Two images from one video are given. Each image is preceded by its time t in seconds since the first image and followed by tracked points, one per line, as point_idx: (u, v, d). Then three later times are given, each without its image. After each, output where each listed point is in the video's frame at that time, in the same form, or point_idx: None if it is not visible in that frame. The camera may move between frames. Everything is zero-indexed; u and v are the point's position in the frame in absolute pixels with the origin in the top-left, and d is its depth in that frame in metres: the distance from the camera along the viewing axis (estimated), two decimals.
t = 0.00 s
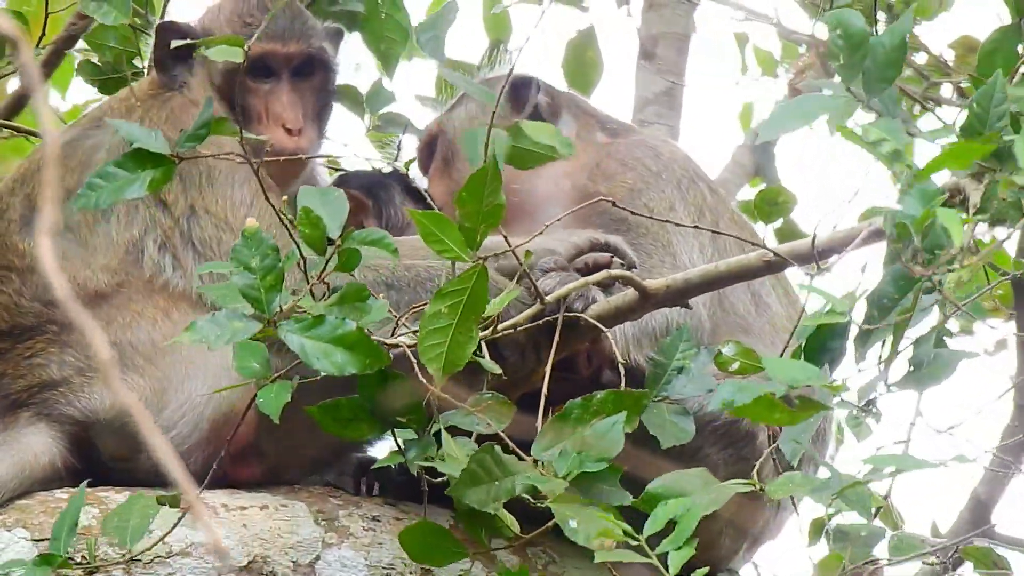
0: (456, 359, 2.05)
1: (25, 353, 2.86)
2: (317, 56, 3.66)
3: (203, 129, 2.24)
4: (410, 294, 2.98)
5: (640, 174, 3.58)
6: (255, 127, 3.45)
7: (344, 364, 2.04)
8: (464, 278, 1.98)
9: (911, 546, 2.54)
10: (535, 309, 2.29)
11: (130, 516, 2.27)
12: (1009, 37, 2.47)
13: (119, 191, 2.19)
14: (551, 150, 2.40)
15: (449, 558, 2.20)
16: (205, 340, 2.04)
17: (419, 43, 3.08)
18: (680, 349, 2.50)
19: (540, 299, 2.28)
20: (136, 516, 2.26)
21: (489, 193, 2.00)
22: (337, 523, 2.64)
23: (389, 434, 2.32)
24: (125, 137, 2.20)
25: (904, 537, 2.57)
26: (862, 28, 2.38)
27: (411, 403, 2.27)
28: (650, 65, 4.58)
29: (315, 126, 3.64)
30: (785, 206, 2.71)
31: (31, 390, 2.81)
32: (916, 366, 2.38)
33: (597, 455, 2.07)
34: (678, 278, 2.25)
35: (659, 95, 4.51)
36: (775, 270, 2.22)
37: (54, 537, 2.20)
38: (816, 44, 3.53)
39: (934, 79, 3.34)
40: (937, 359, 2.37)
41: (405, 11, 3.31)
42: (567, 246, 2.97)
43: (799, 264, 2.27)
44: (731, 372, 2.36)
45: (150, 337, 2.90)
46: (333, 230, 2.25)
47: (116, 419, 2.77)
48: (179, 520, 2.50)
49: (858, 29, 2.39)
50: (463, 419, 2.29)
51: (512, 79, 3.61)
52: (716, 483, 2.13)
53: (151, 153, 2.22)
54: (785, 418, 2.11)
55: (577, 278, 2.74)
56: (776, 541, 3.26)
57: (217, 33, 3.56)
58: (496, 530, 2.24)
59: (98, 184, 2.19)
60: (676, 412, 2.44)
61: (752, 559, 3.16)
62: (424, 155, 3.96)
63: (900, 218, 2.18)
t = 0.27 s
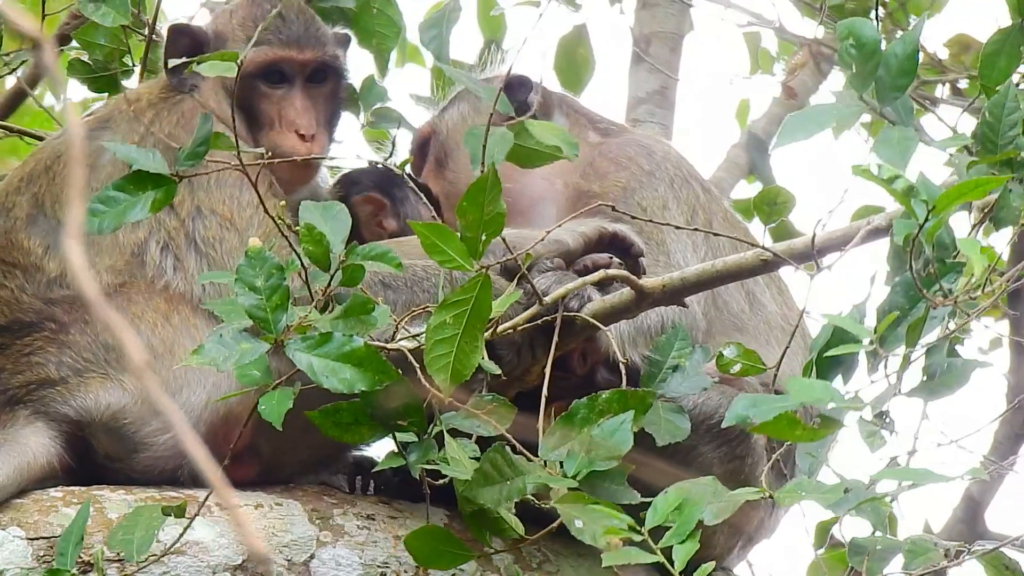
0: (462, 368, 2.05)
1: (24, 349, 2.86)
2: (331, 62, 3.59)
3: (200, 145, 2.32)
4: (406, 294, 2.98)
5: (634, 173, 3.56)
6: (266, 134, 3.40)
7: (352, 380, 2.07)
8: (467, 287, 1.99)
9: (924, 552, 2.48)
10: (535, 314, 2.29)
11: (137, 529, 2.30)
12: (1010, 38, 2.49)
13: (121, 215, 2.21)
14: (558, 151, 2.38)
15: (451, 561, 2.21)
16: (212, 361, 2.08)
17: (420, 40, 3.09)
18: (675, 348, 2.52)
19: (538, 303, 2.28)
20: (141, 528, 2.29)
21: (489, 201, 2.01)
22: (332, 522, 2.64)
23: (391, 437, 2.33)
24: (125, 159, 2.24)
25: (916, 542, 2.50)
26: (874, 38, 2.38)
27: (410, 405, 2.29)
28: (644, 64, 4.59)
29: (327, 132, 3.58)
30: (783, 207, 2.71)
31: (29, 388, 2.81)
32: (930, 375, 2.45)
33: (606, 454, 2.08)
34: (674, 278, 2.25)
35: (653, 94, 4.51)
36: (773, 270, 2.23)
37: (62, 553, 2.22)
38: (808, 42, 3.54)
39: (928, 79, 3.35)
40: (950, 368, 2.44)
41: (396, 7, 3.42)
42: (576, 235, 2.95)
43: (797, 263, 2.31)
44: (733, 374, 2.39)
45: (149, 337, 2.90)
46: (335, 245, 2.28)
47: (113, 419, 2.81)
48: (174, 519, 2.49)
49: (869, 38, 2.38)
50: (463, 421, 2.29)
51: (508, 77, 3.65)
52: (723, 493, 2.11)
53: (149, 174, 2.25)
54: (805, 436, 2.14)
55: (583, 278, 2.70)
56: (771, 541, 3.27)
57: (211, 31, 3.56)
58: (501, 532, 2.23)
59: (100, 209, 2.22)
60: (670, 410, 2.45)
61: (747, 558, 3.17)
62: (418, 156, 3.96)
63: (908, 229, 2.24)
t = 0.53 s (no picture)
0: (461, 365, 2.05)
1: (27, 348, 2.87)
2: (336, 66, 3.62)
3: (193, 148, 2.31)
4: (409, 294, 2.98)
5: (636, 172, 3.57)
6: (270, 135, 3.41)
7: (341, 383, 2.06)
8: (468, 284, 1.99)
9: (920, 552, 2.47)
10: (536, 314, 2.28)
11: (140, 532, 2.30)
12: (1011, 38, 2.47)
13: (114, 217, 2.21)
14: (572, 161, 2.40)
15: (453, 562, 2.21)
16: (202, 363, 2.11)
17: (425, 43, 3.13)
18: (678, 348, 2.52)
19: (541, 302, 2.28)
20: (144, 531, 2.29)
21: (492, 199, 2.01)
22: (335, 522, 2.64)
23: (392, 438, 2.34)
24: (117, 162, 2.24)
25: (912, 542, 2.50)
26: (857, 49, 2.39)
27: (411, 405, 2.29)
28: (645, 63, 4.58)
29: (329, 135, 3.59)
30: (785, 208, 2.71)
31: (31, 388, 2.81)
32: (926, 377, 2.43)
33: (603, 455, 2.08)
34: (677, 278, 2.26)
35: (655, 93, 4.51)
36: (775, 271, 2.23)
37: (65, 557, 2.22)
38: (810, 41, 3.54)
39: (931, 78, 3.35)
40: (946, 369, 2.41)
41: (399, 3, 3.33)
42: (579, 235, 2.97)
43: (798, 262, 2.30)
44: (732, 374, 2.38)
45: (153, 338, 2.90)
46: (327, 249, 2.27)
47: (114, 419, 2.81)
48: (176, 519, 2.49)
49: (854, 48, 2.40)
50: (464, 422, 2.30)
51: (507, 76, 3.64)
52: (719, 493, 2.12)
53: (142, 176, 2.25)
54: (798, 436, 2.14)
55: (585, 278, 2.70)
56: (774, 541, 3.27)
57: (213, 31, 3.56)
58: (501, 532, 2.23)
59: (92, 211, 2.21)
60: (673, 410, 2.45)
61: (750, 557, 3.18)
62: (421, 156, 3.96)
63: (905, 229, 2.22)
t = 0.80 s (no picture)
0: (456, 361, 2.04)
1: (29, 351, 2.87)
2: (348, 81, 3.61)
3: (193, 148, 2.28)
4: (413, 296, 2.98)
5: (639, 173, 3.57)
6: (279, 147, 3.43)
7: (335, 391, 2.06)
8: (463, 278, 1.98)
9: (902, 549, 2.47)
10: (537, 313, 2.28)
11: (140, 531, 2.30)
12: (1005, 39, 2.47)
13: (111, 214, 2.21)
14: (566, 160, 2.38)
15: (452, 563, 2.21)
16: (195, 371, 2.09)
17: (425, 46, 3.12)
18: (681, 350, 2.50)
19: (541, 301, 2.28)
20: (144, 529, 2.30)
21: (488, 195, 2.01)
22: (338, 524, 2.64)
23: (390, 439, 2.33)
24: (116, 158, 2.23)
25: (895, 539, 2.50)
26: (844, 34, 2.37)
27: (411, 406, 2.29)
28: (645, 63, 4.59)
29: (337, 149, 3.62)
30: (786, 209, 2.71)
31: (34, 391, 2.81)
32: (907, 371, 2.38)
33: (596, 464, 2.09)
34: (678, 280, 2.26)
35: (655, 94, 4.51)
36: (775, 272, 2.22)
37: (64, 556, 2.22)
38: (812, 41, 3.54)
39: (932, 79, 3.35)
40: (928, 363, 2.36)
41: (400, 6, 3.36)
42: (583, 237, 2.99)
43: (796, 266, 2.27)
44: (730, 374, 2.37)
45: (156, 341, 2.90)
46: (321, 254, 2.23)
47: (118, 422, 2.81)
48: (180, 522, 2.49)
49: (840, 34, 2.37)
50: (462, 423, 2.29)
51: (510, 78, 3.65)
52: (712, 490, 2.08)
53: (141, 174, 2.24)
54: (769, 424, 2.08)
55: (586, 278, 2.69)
56: (778, 542, 3.28)
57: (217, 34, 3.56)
58: (500, 535, 2.24)
59: (90, 207, 2.22)
60: (676, 412, 2.45)
61: (753, 559, 3.18)
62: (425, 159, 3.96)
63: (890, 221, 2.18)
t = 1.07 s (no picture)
0: (458, 368, 2.05)
1: (29, 352, 2.87)
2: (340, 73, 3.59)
3: (190, 148, 2.27)
4: (413, 297, 2.98)
5: (638, 174, 3.57)
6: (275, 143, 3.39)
7: (338, 387, 2.05)
8: (466, 287, 1.99)
9: (908, 552, 2.44)
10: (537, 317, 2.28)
11: (139, 531, 2.30)
12: (1006, 42, 2.47)
13: (110, 218, 2.21)
14: (560, 163, 2.38)
15: (453, 567, 2.20)
16: (197, 367, 2.09)
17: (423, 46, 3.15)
18: (680, 350, 2.51)
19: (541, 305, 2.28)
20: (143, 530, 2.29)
21: (488, 202, 2.01)
22: (338, 525, 2.64)
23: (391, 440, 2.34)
24: (114, 163, 2.23)
25: (900, 542, 2.47)
26: (858, 31, 2.35)
27: (410, 407, 2.28)
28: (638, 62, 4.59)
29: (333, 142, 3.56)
30: (785, 210, 2.72)
31: (33, 392, 2.80)
32: (913, 374, 2.39)
33: (599, 456, 2.09)
34: (678, 282, 2.26)
35: (649, 93, 4.51)
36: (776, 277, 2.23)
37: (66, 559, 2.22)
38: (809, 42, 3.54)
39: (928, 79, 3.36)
40: (933, 366, 2.37)
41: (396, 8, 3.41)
42: (583, 239, 3.00)
43: (799, 268, 2.26)
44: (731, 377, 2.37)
45: (155, 342, 2.89)
46: (322, 250, 2.25)
47: (117, 423, 2.80)
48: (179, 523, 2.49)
49: (853, 32, 2.35)
50: (462, 425, 2.29)
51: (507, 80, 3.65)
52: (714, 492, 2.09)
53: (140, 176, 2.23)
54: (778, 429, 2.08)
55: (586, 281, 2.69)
56: (776, 543, 3.29)
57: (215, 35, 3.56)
58: (500, 537, 2.24)
59: (89, 212, 2.22)
60: (676, 413, 2.45)
61: (752, 560, 3.18)
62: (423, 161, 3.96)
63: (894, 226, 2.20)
